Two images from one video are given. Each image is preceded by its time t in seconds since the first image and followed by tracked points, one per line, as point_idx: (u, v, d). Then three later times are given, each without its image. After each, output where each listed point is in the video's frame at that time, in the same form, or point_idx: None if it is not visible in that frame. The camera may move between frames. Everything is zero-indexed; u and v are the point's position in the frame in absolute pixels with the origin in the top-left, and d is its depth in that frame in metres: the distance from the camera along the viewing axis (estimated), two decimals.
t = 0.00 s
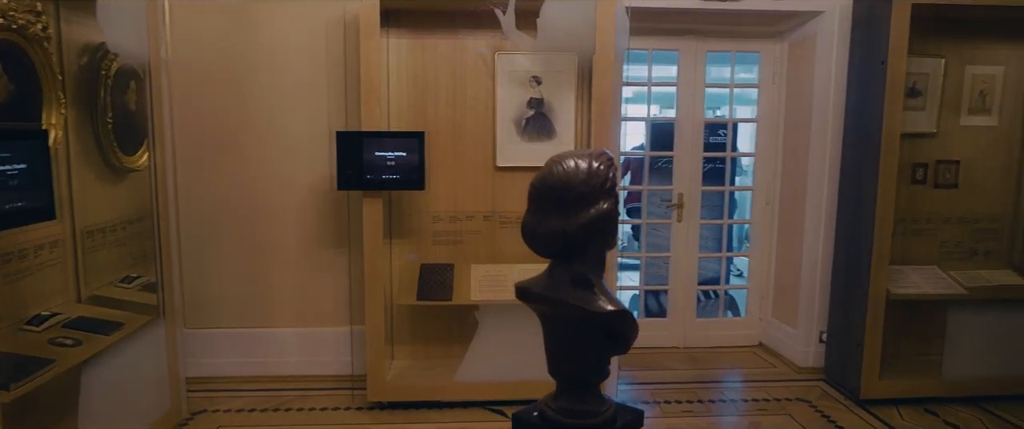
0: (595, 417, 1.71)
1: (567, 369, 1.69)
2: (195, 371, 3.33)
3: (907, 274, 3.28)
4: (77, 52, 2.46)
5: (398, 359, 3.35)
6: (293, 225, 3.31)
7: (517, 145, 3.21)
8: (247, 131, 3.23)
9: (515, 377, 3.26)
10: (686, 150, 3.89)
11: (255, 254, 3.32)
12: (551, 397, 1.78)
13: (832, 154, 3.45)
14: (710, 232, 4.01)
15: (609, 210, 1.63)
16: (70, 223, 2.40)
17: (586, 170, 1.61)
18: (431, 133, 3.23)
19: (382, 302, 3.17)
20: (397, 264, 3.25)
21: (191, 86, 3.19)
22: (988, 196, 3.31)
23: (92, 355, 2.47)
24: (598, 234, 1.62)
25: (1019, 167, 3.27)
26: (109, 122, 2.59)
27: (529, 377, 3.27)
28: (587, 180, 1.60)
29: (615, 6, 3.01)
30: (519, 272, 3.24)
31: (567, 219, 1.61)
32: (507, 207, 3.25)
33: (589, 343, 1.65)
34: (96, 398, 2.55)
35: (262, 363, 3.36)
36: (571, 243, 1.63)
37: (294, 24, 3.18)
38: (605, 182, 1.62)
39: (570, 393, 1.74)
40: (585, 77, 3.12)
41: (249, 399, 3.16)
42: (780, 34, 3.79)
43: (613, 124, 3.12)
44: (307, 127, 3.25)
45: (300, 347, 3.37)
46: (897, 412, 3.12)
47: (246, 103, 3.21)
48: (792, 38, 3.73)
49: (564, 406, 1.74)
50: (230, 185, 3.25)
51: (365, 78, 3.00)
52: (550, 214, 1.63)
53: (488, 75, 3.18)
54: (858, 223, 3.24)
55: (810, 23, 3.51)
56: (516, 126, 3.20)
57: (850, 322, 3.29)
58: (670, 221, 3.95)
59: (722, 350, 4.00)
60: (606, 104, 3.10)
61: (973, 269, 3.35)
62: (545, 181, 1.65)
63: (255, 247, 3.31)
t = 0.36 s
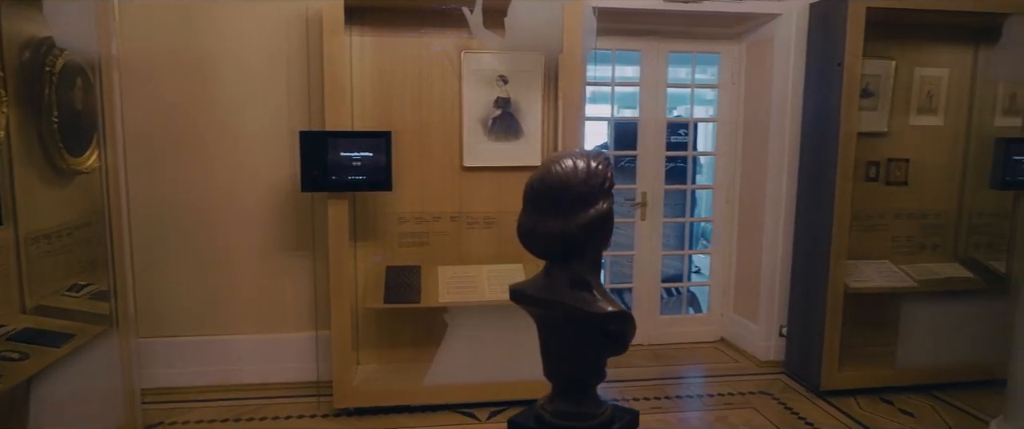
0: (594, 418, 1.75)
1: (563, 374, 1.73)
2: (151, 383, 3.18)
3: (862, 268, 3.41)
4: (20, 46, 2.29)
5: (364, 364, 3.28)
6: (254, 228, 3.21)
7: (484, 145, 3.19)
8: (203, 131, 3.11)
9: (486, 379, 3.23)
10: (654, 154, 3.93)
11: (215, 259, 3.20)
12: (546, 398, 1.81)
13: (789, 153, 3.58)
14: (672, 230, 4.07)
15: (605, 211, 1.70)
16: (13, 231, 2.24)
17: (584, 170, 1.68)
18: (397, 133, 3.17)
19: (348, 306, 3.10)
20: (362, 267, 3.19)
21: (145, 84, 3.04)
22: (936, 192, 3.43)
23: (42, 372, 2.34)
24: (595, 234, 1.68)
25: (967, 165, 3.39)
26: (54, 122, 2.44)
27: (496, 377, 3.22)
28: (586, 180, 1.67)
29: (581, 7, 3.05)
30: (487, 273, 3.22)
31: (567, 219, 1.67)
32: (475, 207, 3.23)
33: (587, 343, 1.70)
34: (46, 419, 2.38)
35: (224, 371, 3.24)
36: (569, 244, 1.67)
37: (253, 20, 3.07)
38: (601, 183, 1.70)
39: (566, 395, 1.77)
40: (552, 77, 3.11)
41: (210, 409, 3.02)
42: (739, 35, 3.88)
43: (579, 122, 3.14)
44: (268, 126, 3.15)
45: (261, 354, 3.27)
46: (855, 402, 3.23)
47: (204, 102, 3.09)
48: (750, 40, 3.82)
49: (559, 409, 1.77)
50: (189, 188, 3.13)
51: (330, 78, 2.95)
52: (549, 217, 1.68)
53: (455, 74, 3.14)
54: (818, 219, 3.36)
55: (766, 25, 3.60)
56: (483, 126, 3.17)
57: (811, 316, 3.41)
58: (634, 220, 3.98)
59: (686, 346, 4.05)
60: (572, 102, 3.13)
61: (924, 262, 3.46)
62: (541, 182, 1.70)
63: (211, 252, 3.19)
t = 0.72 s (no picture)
0: (588, 417, 1.80)
1: (557, 374, 1.79)
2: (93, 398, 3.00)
3: (810, 261, 3.55)
4: None
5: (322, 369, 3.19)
6: (204, 233, 3.08)
7: (443, 145, 3.16)
8: (141, 132, 2.92)
9: (450, 380, 3.21)
10: (604, 151, 4.03)
11: (163, 267, 3.02)
12: (541, 397, 1.87)
13: (740, 151, 3.77)
14: (628, 228, 4.08)
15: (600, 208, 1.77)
16: None
17: (580, 169, 1.73)
18: (354, 133, 3.10)
19: (306, 311, 3.01)
20: (320, 271, 3.10)
21: (84, 83, 2.78)
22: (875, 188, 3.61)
23: None
24: (592, 233, 1.74)
25: (901, 162, 3.58)
26: None
27: (459, 378, 3.22)
28: (584, 180, 1.72)
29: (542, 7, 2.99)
30: (449, 274, 3.22)
31: (566, 219, 1.72)
32: (435, 208, 3.19)
33: (581, 343, 1.75)
34: None
35: (174, 383, 3.08)
36: (568, 243, 1.73)
37: (199, 16, 2.94)
38: (597, 181, 1.75)
39: (559, 395, 1.82)
40: (511, 76, 3.08)
41: (160, 422, 2.89)
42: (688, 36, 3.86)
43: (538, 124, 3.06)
44: (218, 126, 3.03)
45: (213, 363, 3.14)
46: (806, 390, 3.37)
47: (147, 102, 2.91)
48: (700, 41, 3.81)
49: (553, 407, 1.83)
50: (135, 193, 2.93)
51: (284, 77, 2.84)
52: (548, 216, 1.72)
53: (413, 73, 3.09)
54: (768, 215, 3.49)
55: (716, 27, 3.64)
56: (443, 126, 3.14)
57: (763, 308, 3.54)
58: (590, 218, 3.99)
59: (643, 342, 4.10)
60: (531, 103, 3.05)
61: (867, 254, 3.64)
62: (539, 182, 1.74)
63: (158, 259, 3.01)
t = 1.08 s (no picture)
0: (584, 416, 1.80)
1: (553, 373, 1.78)
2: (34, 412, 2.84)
3: (764, 257, 3.65)
4: None
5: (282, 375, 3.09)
6: (154, 236, 2.94)
7: (407, 144, 3.10)
8: (85, 132, 2.80)
9: (416, 382, 3.20)
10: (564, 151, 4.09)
11: (110, 272, 2.89)
12: (536, 398, 1.86)
13: (698, 150, 3.78)
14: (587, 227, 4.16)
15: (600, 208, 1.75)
16: None
17: (580, 168, 1.72)
18: (315, 131, 2.99)
19: (265, 316, 2.91)
20: (279, 274, 3.00)
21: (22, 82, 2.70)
22: (824, 186, 3.75)
23: None
24: (592, 234, 1.73)
25: (847, 160, 3.74)
26: None
27: (425, 379, 3.21)
28: (585, 180, 1.71)
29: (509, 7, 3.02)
30: (412, 275, 3.18)
31: (568, 220, 1.70)
32: (398, 208, 3.14)
33: (579, 344, 1.74)
34: None
35: (122, 394, 2.95)
36: (570, 243, 1.72)
37: (148, 9, 2.80)
38: (598, 182, 1.74)
39: (556, 394, 1.82)
40: (476, 75, 3.10)
41: None
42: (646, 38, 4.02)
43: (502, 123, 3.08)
44: (168, 125, 2.90)
45: (164, 372, 3.00)
46: (762, 382, 3.48)
47: (93, 100, 2.79)
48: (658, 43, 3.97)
49: (548, 408, 1.83)
50: (79, 195, 2.81)
51: (242, 74, 2.74)
52: (549, 216, 1.71)
53: (375, 71, 3.03)
54: (726, 212, 3.59)
55: (674, 30, 3.79)
56: (405, 125, 3.09)
57: (721, 303, 3.64)
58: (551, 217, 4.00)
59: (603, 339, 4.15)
60: (496, 102, 3.06)
61: (816, 250, 3.79)
62: (539, 181, 1.72)
63: (104, 264, 2.88)
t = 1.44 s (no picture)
0: (582, 415, 1.86)
1: (554, 373, 1.83)
2: None
3: (723, 253, 3.74)
4: None
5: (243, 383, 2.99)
6: (104, 242, 2.80)
7: (371, 145, 3.04)
8: (28, 132, 2.65)
9: (382, 386, 3.16)
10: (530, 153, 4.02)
11: (57, 279, 2.75)
12: (533, 397, 1.90)
13: (657, 151, 3.87)
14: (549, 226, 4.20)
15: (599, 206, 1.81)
16: None
17: (580, 169, 1.76)
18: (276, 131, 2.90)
19: (226, 322, 2.80)
20: (239, 279, 2.91)
21: None
22: (778, 184, 3.87)
23: None
24: (592, 233, 1.79)
25: (800, 158, 3.86)
26: None
27: (392, 384, 3.16)
28: (585, 181, 1.75)
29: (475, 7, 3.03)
30: (378, 277, 3.14)
31: (569, 220, 1.76)
32: (363, 210, 3.09)
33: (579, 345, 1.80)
34: None
35: (72, 407, 2.82)
36: (571, 242, 1.77)
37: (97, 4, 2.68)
38: (597, 181, 1.79)
39: (555, 394, 1.87)
40: (441, 76, 3.09)
41: None
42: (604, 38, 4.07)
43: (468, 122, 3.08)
44: (120, 125, 2.77)
45: (117, 383, 2.87)
46: (723, 375, 3.57)
47: (37, 98, 2.64)
48: (618, 44, 4.03)
49: (546, 407, 1.87)
50: (22, 198, 2.67)
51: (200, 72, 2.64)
52: (550, 217, 1.76)
53: (338, 70, 2.96)
54: (687, 210, 3.67)
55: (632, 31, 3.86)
56: (369, 126, 3.03)
57: (683, 300, 3.72)
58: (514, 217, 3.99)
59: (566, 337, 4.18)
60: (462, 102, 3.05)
61: (772, 246, 3.90)
62: (540, 182, 1.75)
63: (50, 271, 2.74)
